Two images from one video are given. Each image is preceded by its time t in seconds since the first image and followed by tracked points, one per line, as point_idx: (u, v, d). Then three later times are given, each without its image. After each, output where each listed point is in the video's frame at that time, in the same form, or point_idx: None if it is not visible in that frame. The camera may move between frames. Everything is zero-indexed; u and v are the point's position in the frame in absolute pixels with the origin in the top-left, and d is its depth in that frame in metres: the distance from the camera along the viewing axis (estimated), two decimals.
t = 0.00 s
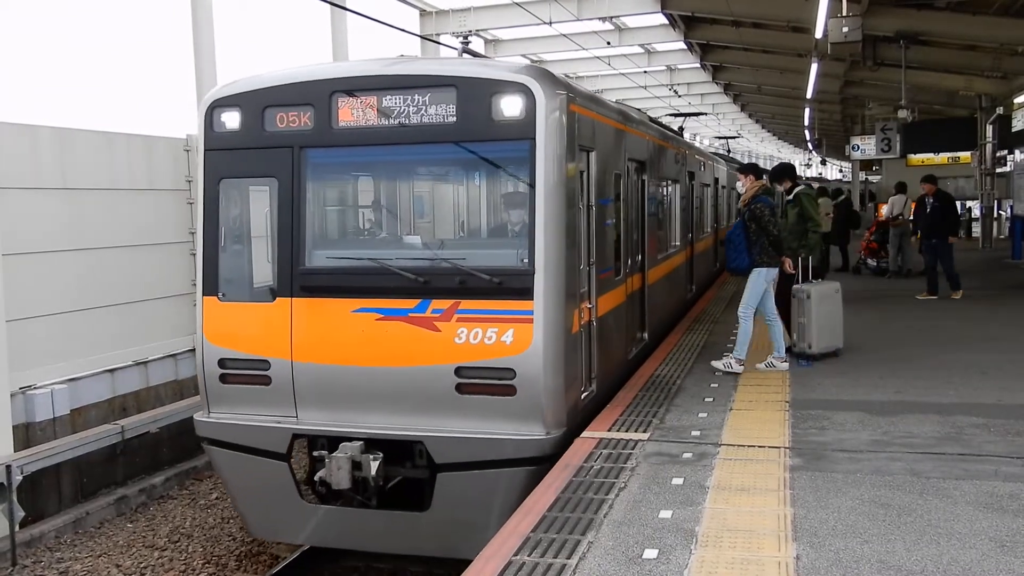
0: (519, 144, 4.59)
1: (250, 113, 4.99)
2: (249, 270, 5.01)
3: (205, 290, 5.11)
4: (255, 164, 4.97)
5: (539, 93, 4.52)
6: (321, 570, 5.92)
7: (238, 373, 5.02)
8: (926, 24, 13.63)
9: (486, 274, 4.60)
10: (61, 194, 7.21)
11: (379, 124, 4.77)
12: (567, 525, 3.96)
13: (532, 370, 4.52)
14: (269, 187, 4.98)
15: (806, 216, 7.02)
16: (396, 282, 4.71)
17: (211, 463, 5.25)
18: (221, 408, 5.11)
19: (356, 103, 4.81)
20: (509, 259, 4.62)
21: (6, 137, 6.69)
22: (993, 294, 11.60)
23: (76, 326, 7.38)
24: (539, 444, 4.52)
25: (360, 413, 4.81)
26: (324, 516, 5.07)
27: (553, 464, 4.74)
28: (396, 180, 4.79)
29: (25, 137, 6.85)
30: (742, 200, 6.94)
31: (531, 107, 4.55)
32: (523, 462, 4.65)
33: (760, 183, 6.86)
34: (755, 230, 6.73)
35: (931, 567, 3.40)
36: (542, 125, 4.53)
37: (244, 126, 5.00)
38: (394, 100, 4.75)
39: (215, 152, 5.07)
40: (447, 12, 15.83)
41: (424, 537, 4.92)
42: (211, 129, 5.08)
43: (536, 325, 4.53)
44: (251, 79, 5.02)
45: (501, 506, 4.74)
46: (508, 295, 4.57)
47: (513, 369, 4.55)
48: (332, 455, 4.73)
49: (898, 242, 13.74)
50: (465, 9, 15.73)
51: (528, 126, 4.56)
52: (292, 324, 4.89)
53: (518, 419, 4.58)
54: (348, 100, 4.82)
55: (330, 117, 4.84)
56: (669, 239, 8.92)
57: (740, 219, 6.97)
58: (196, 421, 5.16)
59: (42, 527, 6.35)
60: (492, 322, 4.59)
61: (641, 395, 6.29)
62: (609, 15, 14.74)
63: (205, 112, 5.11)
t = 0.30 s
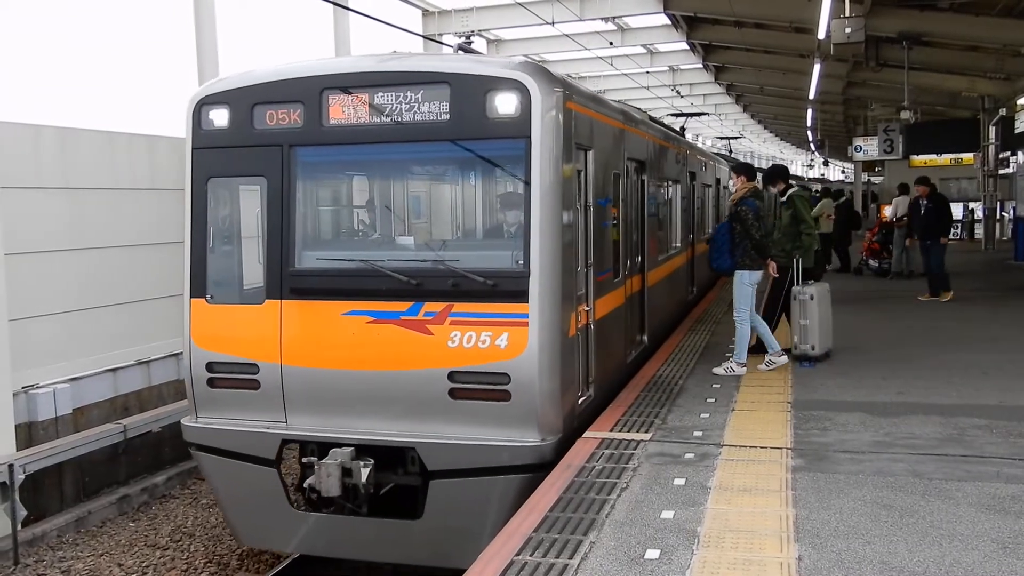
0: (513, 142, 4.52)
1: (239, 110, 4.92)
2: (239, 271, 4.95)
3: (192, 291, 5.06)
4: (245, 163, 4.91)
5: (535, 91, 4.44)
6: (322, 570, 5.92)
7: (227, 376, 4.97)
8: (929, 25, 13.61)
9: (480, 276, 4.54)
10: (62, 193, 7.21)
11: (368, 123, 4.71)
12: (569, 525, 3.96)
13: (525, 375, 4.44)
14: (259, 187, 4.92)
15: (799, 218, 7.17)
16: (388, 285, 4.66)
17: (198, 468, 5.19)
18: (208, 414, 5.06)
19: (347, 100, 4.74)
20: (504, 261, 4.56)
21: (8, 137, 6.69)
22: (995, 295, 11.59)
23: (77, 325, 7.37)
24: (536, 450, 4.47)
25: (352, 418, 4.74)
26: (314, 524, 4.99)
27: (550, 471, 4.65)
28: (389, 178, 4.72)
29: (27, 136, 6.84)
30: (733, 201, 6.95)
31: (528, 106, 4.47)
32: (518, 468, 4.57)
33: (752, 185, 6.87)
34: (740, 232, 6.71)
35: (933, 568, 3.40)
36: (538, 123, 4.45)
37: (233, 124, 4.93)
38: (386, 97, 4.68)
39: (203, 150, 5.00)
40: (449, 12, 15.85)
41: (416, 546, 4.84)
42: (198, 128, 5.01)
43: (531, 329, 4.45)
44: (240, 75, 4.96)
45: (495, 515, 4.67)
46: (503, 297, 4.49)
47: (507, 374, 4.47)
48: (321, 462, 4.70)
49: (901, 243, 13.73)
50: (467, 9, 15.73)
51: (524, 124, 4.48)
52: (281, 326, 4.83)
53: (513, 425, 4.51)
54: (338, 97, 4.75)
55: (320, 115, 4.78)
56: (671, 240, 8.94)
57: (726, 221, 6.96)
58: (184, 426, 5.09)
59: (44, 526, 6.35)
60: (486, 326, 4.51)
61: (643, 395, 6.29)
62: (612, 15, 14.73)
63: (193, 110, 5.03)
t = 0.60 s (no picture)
0: (513, 141, 4.52)
1: (235, 109, 4.93)
2: (237, 270, 4.96)
3: (187, 292, 5.08)
4: (242, 162, 4.92)
5: (535, 87, 4.43)
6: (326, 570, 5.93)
7: (223, 379, 4.98)
8: (936, 25, 13.58)
9: (479, 277, 4.54)
10: (68, 193, 7.23)
11: (365, 122, 4.72)
12: (575, 525, 3.96)
13: (525, 378, 4.44)
14: (255, 186, 4.94)
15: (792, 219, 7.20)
16: (386, 286, 4.67)
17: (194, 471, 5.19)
18: (205, 416, 5.07)
19: (345, 99, 4.75)
20: (504, 262, 4.55)
21: (15, 136, 6.71)
22: (1002, 296, 11.57)
23: (83, 325, 7.39)
24: (539, 455, 4.48)
25: (350, 421, 4.75)
26: (311, 530, 4.98)
27: (552, 475, 4.64)
28: (389, 178, 4.72)
29: (34, 137, 6.87)
30: (729, 201, 6.94)
31: (528, 103, 4.46)
32: (519, 474, 4.55)
33: (748, 186, 6.84)
34: (736, 232, 6.72)
35: (940, 569, 3.39)
36: (538, 122, 4.44)
37: (228, 121, 4.94)
38: (384, 95, 4.69)
39: (199, 149, 5.01)
40: (455, 12, 15.88)
41: (413, 552, 4.82)
42: (193, 126, 5.02)
43: (531, 330, 4.44)
44: (234, 73, 4.98)
45: (494, 521, 4.64)
46: (502, 299, 4.49)
47: (507, 377, 4.47)
48: (319, 467, 4.67)
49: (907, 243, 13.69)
50: (472, 9, 15.75)
51: (525, 122, 4.48)
52: (278, 328, 4.85)
53: (513, 429, 4.51)
54: (335, 95, 4.76)
55: (317, 113, 4.79)
56: (675, 240, 8.94)
57: (723, 222, 6.96)
58: (179, 430, 5.10)
59: (51, 525, 6.36)
60: (485, 328, 4.51)
61: (648, 396, 6.28)
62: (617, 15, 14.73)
63: (188, 108, 5.04)
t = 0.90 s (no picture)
0: (519, 138, 4.52)
1: (240, 106, 4.95)
2: (242, 268, 4.98)
3: (190, 292, 5.09)
4: (246, 159, 4.93)
5: (542, 84, 4.44)
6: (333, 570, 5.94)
7: (226, 378, 5.00)
8: (947, 24, 13.54)
9: (485, 276, 4.54)
10: (79, 190, 7.25)
11: (370, 120, 4.72)
12: (585, 522, 3.97)
13: (531, 378, 4.44)
14: (259, 183, 4.94)
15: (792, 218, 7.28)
16: (390, 285, 4.68)
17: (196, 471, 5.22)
18: (208, 416, 5.08)
19: (350, 95, 4.76)
20: (510, 262, 4.55)
21: (26, 133, 6.73)
22: (1012, 296, 11.52)
23: (93, 322, 7.41)
24: (545, 456, 4.47)
25: (355, 421, 4.76)
26: (314, 530, 4.99)
27: (559, 475, 4.65)
28: (394, 176, 4.73)
29: (46, 134, 6.89)
30: (735, 199, 6.91)
31: (535, 102, 4.46)
32: (525, 476, 4.55)
33: (755, 184, 6.80)
34: (744, 231, 6.71)
35: (951, 568, 3.39)
36: (545, 119, 4.44)
37: (232, 118, 4.96)
38: (389, 91, 4.69)
39: (202, 146, 5.03)
40: (464, 11, 15.93)
41: (417, 553, 4.83)
42: (197, 122, 5.04)
43: (537, 329, 4.45)
44: (237, 70, 4.99)
45: (500, 522, 4.64)
46: (507, 299, 4.50)
47: (513, 378, 4.47)
48: (322, 467, 4.68)
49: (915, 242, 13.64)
50: (481, 8, 15.79)
51: (532, 120, 4.48)
52: (282, 327, 4.86)
53: (519, 431, 4.51)
54: (339, 91, 4.77)
55: (322, 109, 4.80)
56: (683, 240, 8.93)
57: (730, 220, 6.96)
58: (183, 430, 5.13)
59: (62, 520, 6.40)
60: (490, 328, 4.51)
61: (657, 395, 6.27)
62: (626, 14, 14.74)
63: (192, 104, 5.06)
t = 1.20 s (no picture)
0: (526, 137, 4.53)
1: (246, 104, 4.96)
2: (249, 267, 5.00)
3: (196, 290, 5.11)
4: (252, 158, 4.95)
5: (549, 83, 4.44)
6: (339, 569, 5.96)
7: (232, 377, 5.02)
8: (955, 24, 13.54)
9: (491, 276, 4.55)
10: (88, 188, 7.28)
11: (376, 119, 4.74)
12: (592, 521, 3.98)
13: (536, 378, 4.45)
14: (265, 182, 4.96)
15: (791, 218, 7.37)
16: (396, 285, 4.69)
17: (203, 470, 5.24)
18: (214, 416, 5.11)
19: (355, 94, 4.78)
20: (516, 262, 4.57)
21: (35, 131, 6.75)
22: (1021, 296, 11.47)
23: (102, 320, 7.44)
24: (551, 456, 4.48)
25: (361, 421, 4.78)
26: (320, 531, 5.00)
27: (565, 475, 4.66)
28: (401, 176, 4.75)
29: (56, 132, 6.92)
30: (740, 200, 6.93)
31: (542, 101, 4.47)
32: (530, 476, 4.56)
33: (759, 185, 6.83)
34: (748, 231, 6.72)
35: (959, 568, 3.39)
36: (551, 118, 4.45)
37: (238, 117, 4.98)
38: (394, 91, 4.71)
39: (208, 145, 5.05)
40: (471, 11, 15.96)
41: (423, 554, 4.84)
42: (203, 121, 5.06)
43: (542, 329, 4.46)
44: (243, 68, 5.01)
45: (505, 522, 4.65)
46: (513, 299, 4.51)
47: (519, 378, 4.48)
48: (328, 468, 4.72)
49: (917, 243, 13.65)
50: (488, 8, 15.81)
51: (538, 119, 4.48)
52: (288, 326, 4.87)
53: (524, 431, 4.52)
54: (345, 90, 4.79)
55: (328, 108, 4.82)
56: (690, 240, 8.94)
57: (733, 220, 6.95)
58: (189, 429, 5.15)
59: (70, 518, 6.42)
60: (495, 328, 4.52)
61: (664, 395, 6.27)
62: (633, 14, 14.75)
63: (198, 103, 5.08)
